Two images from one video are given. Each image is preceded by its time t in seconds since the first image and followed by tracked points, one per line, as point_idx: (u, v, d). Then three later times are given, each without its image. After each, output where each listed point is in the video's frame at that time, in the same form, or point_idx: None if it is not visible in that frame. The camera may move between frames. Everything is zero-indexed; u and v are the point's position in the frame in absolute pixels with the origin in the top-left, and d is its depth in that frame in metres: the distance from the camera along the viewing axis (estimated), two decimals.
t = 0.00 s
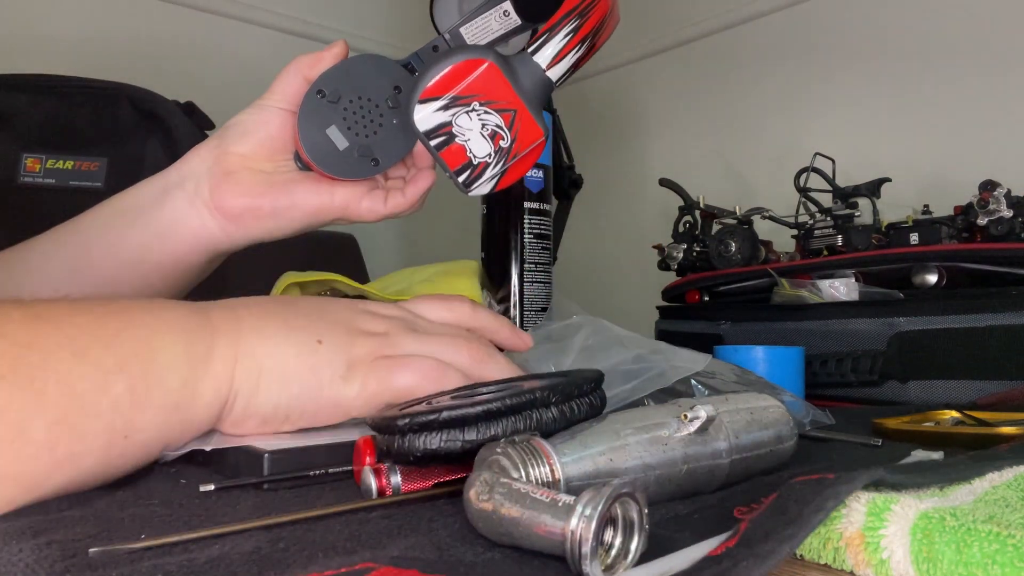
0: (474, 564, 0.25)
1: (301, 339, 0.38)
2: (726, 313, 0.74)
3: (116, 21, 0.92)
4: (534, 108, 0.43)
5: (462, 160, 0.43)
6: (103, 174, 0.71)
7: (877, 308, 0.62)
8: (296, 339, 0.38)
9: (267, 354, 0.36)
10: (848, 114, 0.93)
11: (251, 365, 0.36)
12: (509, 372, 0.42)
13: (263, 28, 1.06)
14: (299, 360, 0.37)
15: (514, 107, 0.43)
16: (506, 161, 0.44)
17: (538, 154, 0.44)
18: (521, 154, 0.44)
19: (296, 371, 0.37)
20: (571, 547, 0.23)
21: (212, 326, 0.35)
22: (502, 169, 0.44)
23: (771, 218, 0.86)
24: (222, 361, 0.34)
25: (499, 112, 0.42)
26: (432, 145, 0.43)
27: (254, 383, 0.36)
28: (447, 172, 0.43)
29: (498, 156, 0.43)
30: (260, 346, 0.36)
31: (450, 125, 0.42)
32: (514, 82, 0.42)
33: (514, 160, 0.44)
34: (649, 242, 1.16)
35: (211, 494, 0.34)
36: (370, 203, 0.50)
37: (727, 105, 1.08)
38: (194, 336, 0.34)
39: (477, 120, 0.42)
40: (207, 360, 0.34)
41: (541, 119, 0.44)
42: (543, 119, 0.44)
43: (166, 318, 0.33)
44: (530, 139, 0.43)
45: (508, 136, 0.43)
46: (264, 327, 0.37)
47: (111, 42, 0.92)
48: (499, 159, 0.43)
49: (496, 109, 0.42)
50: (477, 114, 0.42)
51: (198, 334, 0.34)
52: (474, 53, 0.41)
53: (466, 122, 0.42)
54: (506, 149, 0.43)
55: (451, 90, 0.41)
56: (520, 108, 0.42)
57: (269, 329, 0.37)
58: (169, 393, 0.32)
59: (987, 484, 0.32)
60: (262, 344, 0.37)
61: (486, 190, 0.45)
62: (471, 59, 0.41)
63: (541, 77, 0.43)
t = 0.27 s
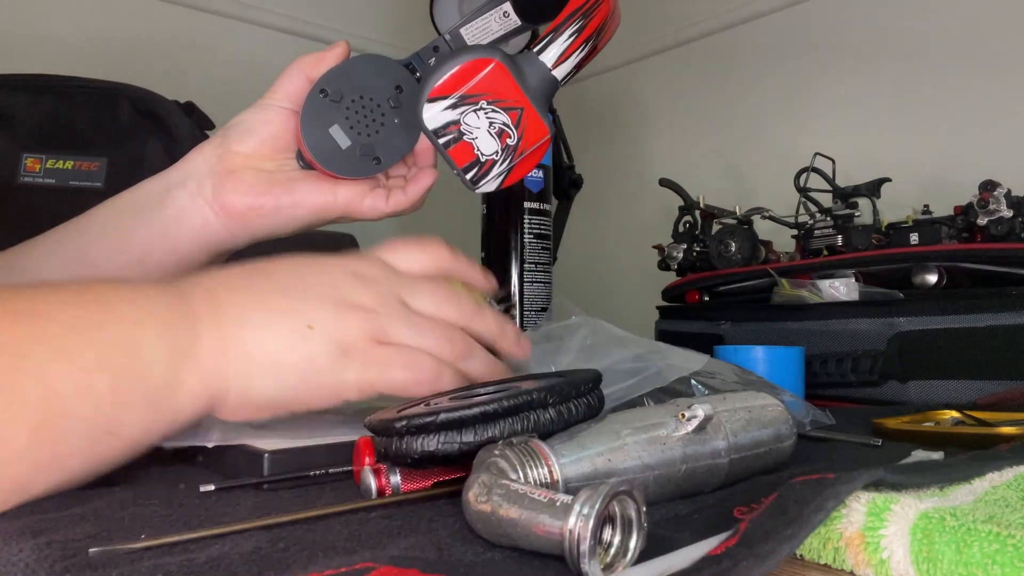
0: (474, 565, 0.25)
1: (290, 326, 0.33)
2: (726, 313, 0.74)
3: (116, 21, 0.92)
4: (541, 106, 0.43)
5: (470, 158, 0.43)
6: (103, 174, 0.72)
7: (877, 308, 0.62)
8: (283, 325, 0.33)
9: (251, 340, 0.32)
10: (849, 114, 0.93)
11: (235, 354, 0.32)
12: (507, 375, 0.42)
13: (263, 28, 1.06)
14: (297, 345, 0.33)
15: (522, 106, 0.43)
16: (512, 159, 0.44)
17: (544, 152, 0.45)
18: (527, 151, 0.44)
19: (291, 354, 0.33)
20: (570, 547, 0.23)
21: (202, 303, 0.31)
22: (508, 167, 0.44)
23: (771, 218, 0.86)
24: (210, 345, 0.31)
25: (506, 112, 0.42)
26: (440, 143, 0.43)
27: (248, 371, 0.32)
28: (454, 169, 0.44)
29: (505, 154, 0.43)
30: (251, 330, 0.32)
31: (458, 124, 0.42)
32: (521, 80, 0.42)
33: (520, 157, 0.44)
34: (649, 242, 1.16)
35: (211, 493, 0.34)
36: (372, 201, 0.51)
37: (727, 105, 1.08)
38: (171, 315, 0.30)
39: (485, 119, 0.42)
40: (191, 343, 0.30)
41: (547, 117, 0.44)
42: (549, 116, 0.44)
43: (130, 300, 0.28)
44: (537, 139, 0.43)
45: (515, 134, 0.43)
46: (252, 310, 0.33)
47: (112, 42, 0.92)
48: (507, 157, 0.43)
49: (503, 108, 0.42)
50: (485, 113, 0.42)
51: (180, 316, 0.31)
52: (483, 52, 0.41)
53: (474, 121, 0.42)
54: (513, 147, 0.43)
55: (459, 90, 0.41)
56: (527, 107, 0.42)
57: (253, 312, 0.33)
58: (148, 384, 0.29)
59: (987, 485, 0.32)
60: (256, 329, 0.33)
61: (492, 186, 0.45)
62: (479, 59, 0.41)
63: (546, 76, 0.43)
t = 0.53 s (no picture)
0: (473, 564, 0.25)
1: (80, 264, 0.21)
2: (726, 313, 0.73)
3: (115, 20, 0.91)
4: (534, 85, 0.42)
5: (467, 136, 0.40)
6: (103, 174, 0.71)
7: (877, 307, 0.62)
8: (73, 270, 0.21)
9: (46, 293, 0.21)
10: (849, 113, 0.93)
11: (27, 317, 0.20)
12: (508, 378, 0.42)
13: (263, 28, 1.06)
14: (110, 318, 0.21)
15: (515, 83, 0.41)
16: (508, 137, 0.42)
17: (538, 130, 0.43)
18: (522, 129, 0.42)
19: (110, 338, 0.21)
20: (569, 547, 0.23)
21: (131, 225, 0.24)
22: (504, 145, 0.42)
23: (771, 218, 0.86)
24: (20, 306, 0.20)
25: (501, 89, 0.40)
26: (438, 123, 0.39)
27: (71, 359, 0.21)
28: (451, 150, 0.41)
29: (502, 132, 0.41)
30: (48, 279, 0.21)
31: (455, 102, 0.39)
32: (514, 57, 0.41)
33: (517, 135, 0.42)
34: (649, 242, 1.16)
35: (212, 493, 0.34)
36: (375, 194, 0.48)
37: (727, 105, 1.08)
38: None
39: (481, 96, 0.40)
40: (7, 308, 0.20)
41: (541, 94, 0.42)
42: (542, 93, 0.43)
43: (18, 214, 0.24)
44: (532, 115, 0.42)
45: (511, 111, 0.41)
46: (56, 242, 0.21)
47: (111, 41, 0.91)
48: (503, 135, 0.41)
49: (497, 85, 0.40)
50: (481, 90, 0.40)
51: None
52: (475, 32, 0.39)
53: (471, 98, 0.39)
54: (509, 125, 0.41)
55: (454, 67, 0.39)
56: (522, 83, 0.41)
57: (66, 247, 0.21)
58: None
59: (986, 485, 0.32)
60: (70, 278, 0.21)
61: (489, 165, 0.43)
62: (471, 39, 0.39)
63: (541, 53, 0.42)
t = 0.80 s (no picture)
0: (473, 564, 0.25)
1: (29, 383, 0.21)
2: (726, 313, 0.74)
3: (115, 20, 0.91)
4: (532, 89, 0.42)
5: (464, 140, 0.41)
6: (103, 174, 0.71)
7: (877, 307, 0.62)
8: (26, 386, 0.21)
9: None
10: (849, 113, 0.93)
11: None
12: (508, 378, 0.42)
13: (263, 28, 1.06)
14: (59, 440, 0.21)
15: (513, 86, 0.40)
16: (505, 140, 0.42)
17: (535, 131, 0.43)
18: (520, 132, 0.42)
19: (65, 462, 0.21)
20: (570, 547, 0.23)
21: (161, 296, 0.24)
22: (501, 148, 0.42)
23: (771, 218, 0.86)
24: None
25: (499, 92, 0.40)
26: (433, 126, 0.40)
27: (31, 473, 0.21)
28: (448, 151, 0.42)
29: (499, 136, 0.41)
30: None
31: (451, 106, 0.40)
32: (512, 61, 0.40)
33: (514, 138, 0.42)
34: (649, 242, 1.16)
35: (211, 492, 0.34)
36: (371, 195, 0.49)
37: (727, 105, 1.08)
38: None
39: (478, 100, 0.40)
40: None
41: (538, 98, 0.42)
42: (540, 96, 0.42)
43: None
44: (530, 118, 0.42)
45: (508, 115, 0.41)
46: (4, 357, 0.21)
47: (111, 41, 0.91)
48: (500, 138, 0.42)
49: (495, 88, 0.40)
50: (477, 94, 0.40)
51: None
52: (474, 33, 0.39)
53: (468, 102, 0.40)
54: (506, 128, 0.41)
55: (452, 70, 0.38)
56: (519, 86, 0.40)
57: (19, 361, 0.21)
58: None
59: (986, 485, 0.32)
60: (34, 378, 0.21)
61: (486, 167, 0.44)
62: (469, 41, 0.39)
63: (538, 55, 0.42)
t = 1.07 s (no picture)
0: (473, 564, 0.25)
1: (52, 401, 0.21)
2: (726, 313, 0.74)
3: (115, 21, 0.91)
4: (535, 89, 0.42)
5: (467, 141, 0.41)
6: (103, 174, 0.71)
7: (878, 307, 0.62)
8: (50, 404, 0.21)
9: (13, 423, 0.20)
10: (849, 113, 0.93)
11: None
12: (508, 378, 0.42)
13: (263, 28, 1.06)
14: (79, 454, 0.21)
15: (516, 88, 0.41)
16: (509, 141, 0.42)
17: (538, 133, 0.43)
18: (524, 134, 0.42)
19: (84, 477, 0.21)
20: (570, 547, 0.23)
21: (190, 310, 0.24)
22: (505, 149, 0.42)
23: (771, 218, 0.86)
24: None
25: (502, 94, 0.40)
26: (438, 127, 0.40)
27: (48, 488, 0.21)
28: (451, 153, 0.41)
29: (503, 136, 0.41)
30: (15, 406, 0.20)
31: (456, 107, 0.39)
32: (515, 63, 0.40)
33: (517, 139, 0.42)
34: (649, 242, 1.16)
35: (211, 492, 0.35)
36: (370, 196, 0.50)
37: (727, 105, 1.08)
38: None
39: (482, 101, 0.40)
40: None
41: (541, 99, 0.42)
42: (542, 97, 0.43)
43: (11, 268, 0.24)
44: (534, 119, 0.41)
45: (511, 116, 0.41)
46: (30, 374, 0.21)
47: (111, 41, 0.91)
48: (504, 139, 0.41)
49: (498, 90, 0.40)
50: (482, 96, 0.39)
51: None
52: (477, 35, 0.39)
53: (472, 102, 0.39)
54: (510, 129, 0.41)
55: (457, 71, 0.39)
56: (523, 89, 0.41)
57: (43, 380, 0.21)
58: None
59: (987, 484, 0.32)
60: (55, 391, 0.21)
61: (490, 169, 0.43)
62: (474, 44, 0.39)
63: (541, 56, 0.42)
